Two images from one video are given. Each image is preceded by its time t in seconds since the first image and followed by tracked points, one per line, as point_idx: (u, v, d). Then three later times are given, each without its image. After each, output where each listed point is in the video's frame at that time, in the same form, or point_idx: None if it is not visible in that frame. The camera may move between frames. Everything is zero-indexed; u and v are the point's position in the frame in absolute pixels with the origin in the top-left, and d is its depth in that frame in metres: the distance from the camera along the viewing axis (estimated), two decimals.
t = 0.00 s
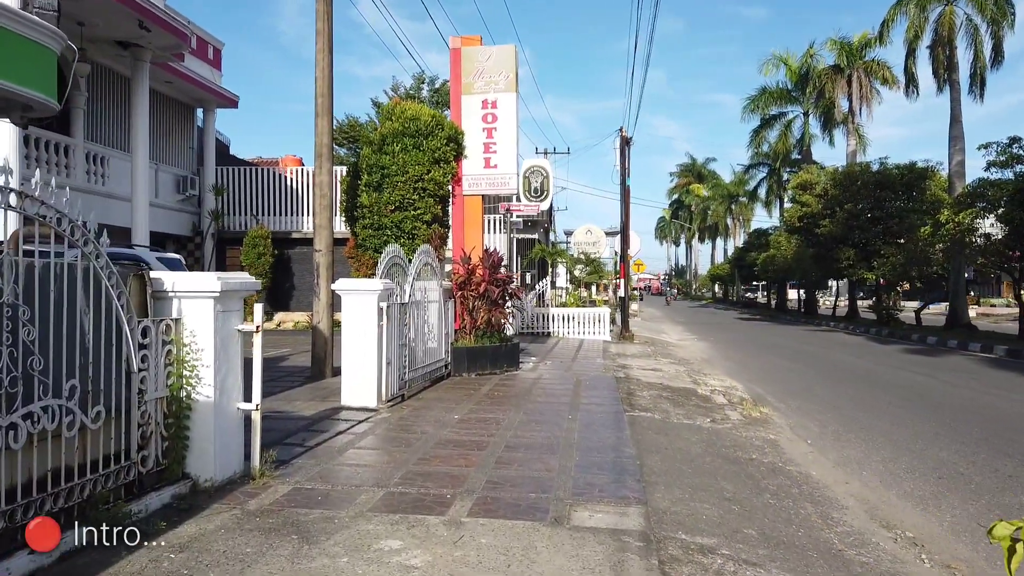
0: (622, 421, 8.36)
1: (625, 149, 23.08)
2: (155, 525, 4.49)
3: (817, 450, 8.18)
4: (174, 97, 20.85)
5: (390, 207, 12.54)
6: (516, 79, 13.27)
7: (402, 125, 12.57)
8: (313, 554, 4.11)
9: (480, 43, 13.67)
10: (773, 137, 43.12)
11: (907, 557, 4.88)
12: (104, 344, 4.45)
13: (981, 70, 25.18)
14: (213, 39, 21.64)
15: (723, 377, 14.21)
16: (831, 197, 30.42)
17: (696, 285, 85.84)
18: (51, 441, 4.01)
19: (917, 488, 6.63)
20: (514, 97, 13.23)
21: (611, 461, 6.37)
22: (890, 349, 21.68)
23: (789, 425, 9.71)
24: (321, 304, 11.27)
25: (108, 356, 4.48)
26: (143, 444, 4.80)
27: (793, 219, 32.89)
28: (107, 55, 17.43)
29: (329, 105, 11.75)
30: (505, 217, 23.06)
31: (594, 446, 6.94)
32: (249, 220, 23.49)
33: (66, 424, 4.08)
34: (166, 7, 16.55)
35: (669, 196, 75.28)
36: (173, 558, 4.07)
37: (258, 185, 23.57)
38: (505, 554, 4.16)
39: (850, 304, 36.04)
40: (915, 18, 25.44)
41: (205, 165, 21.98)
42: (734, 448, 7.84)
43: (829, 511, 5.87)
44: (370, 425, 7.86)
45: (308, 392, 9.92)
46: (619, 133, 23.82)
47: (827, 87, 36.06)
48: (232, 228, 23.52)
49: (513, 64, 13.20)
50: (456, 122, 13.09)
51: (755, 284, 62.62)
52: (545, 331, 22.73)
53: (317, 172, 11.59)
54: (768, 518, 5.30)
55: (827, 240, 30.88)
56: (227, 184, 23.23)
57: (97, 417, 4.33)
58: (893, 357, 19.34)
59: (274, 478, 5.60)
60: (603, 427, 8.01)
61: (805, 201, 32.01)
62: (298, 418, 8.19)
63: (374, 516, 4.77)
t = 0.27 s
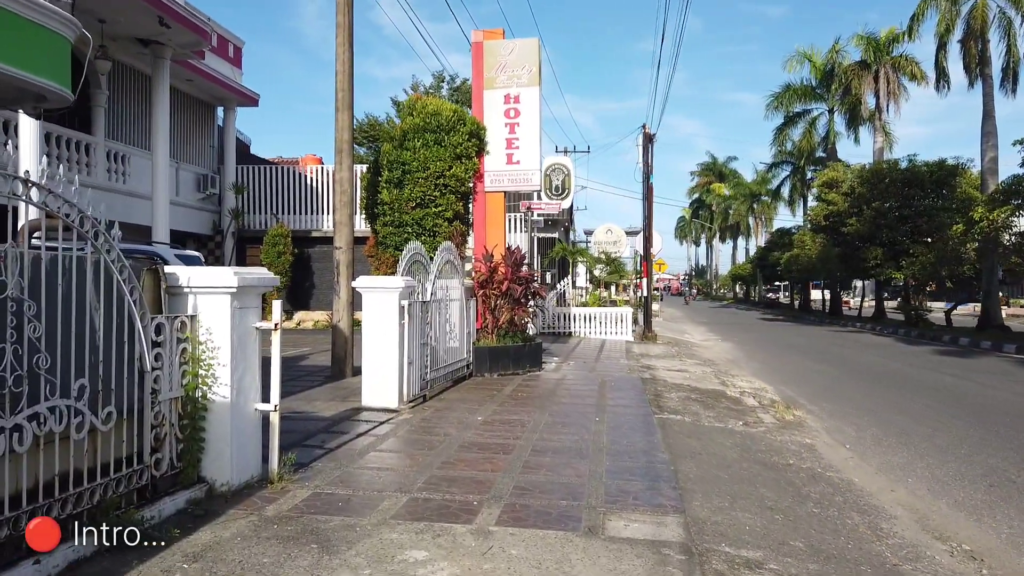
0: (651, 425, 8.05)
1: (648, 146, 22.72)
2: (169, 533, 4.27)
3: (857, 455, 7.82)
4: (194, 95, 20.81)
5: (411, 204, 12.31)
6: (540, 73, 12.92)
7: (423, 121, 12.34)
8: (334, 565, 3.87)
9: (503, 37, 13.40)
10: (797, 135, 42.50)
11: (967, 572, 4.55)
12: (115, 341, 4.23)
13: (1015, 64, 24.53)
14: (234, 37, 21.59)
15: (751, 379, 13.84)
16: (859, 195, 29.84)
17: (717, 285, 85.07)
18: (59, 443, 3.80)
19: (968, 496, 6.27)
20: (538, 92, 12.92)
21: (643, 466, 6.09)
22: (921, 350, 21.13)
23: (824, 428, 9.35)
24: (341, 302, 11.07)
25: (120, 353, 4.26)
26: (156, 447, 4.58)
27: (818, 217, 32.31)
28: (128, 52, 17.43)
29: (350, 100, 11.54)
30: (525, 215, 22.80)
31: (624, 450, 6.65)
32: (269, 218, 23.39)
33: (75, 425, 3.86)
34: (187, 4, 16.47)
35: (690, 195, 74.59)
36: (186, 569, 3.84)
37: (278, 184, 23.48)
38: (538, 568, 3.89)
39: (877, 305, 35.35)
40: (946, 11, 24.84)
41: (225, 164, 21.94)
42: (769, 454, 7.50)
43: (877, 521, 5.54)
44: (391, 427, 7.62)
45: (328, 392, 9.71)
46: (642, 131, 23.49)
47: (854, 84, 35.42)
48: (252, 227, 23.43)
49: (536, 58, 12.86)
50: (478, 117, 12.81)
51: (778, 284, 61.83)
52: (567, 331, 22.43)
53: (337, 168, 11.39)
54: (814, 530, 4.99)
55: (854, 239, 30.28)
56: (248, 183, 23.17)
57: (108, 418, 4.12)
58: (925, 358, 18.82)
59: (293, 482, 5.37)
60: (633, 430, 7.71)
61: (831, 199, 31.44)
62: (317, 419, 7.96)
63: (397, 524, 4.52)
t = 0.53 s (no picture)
0: (679, 434, 7.79)
1: (671, 146, 22.40)
2: (180, 551, 4.09)
3: (896, 467, 7.50)
4: (214, 96, 20.82)
5: (431, 206, 12.12)
6: (562, 71, 12.73)
7: (443, 121, 12.14)
8: None
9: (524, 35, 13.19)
10: (822, 134, 41.87)
11: None
12: (125, 350, 4.06)
13: None
14: (254, 38, 21.57)
15: (779, 384, 13.49)
16: (887, 195, 29.26)
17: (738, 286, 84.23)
18: (65, 458, 3.63)
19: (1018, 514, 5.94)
20: (560, 90, 12.71)
21: (674, 480, 5.83)
22: (952, 354, 20.61)
23: (858, 437, 9.02)
24: (360, 305, 10.89)
25: (130, 363, 4.09)
26: (168, 460, 4.40)
27: (845, 217, 31.74)
28: (149, 54, 17.48)
29: (369, 99, 11.35)
30: (546, 216, 22.56)
31: (653, 462, 6.39)
32: (289, 220, 23.33)
33: (82, 439, 3.69)
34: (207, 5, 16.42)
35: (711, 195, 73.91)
36: None
37: (298, 185, 23.41)
38: None
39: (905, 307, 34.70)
40: (978, 7, 24.24)
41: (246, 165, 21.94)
42: (803, 466, 7.20)
43: (924, 541, 5.23)
44: (411, 436, 7.41)
45: (347, 397, 9.53)
46: (665, 130, 23.18)
47: (881, 81, 34.79)
48: (272, 229, 23.39)
49: (559, 55, 12.67)
50: (499, 116, 12.63)
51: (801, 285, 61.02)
52: (588, 334, 22.15)
53: (357, 169, 11.21)
54: (858, 551, 4.71)
55: (881, 240, 29.71)
56: (268, 184, 23.13)
57: (118, 431, 3.95)
58: (958, 363, 18.32)
59: (310, 495, 5.17)
60: (661, 440, 7.45)
61: (858, 199, 30.86)
62: (336, 427, 7.77)
63: (419, 543, 4.30)
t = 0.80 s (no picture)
0: (692, 440, 7.54)
1: (682, 145, 22.12)
2: (168, 566, 3.89)
3: (918, 475, 7.22)
4: (221, 96, 20.77)
5: (437, 206, 11.94)
6: (571, 68, 12.50)
7: (450, 119, 11.94)
8: None
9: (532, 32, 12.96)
10: (834, 133, 41.47)
11: None
12: (110, 354, 3.86)
13: None
14: (261, 38, 21.46)
15: (793, 387, 13.22)
16: (901, 194, 28.88)
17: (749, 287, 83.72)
18: (45, 470, 3.43)
19: None
20: (569, 88, 12.49)
21: (687, 490, 5.59)
22: (969, 355, 20.26)
23: (877, 443, 8.75)
24: (366, 306, 10.71)
25: (114, 368, 3.89)
26: (158, 470, 4.20)
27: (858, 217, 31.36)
28: (155, 53, 17.40)
29: (375, 97, 11.14)
30: (556, 216, 22.34)
31: (665, 470, 6.16)
32: (296, 221, 23.16)
33: (64, 449, 3.49)
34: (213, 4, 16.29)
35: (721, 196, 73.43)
36: None
37: (305, 186, 23.25)
38: None
39: (919, 308, 34.26)
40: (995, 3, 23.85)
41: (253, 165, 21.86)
42: (822, 473, 6.94)
43: (952, 554, 4.97)
44: (415, 441, 7.20)
45: (351, 401, 9.34)
46: (676, 130, 22.91)
47: (895, 80, 34.39)
48: (279, 230, 23.23)
49: (568, 52, 12.43)
50: (506, 115, 12.38)
51: (813, 286, 60.53)
52: (598, 335, 21.91)
53: (362, 169, 11.01)
54: (884, 567, 4.46)
55: (896, 240, 29.31)
56: (275, 184, 23.01)
57: (102, 441, 3.75)
58: (976, 365, 17.97)
59: (308, 506, 4.96)
60: (673, 446, 7.21)
61: (872, 198, 30.48)
62: (338, 432, 7.57)
63: (419, 559, 4.08)
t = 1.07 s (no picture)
0: (703, 434, 7.23)
1: (690, 139, 21.79)
2: (140, 565, 3.62)
3: (939, 470, 6.91)
4: (224, 92, 20.55)
5: (440, 197, 11.61)
6: (576, 56, 12.24)
7: (453, 108, 11.67)
8: None
9: (537, 19, 12.70)
10: (844, 129, 41.01)
11: None
12: (79, 338, 3.60)
13: None
14: (264, 33, 21.26)
15: (805, 382, 12.90)
16: (912, 189, 28.44)
17: (757, 285, 83.15)
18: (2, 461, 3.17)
19: None
20: (574, 76, 12.22)
21: (698, 485, 5.29)
22: (983, 350, 19.87)
23: (894, 437, 8.43)
24: (367, 299, 10.45)
25: (84, 353, 3.63)
26: (132, 462, 3.93)
27: (868, 212, 30.92)
28: (155, 47, 17.21)
29: (375, 85, 10.85)
30: (561, 211, 22.04)
31: (674, 465, 5.85)
32: (299, 217, 22.88)
33: (23, 438, 3.23)
34: None
35: (728, 194, 72.91)
36: None
37: (308, 181, 22.98)
38: None
39: (931, 304, 33.77)
40: None
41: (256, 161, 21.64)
42: (839, 468, 6.62)
43: (982, 552, 4.66)
44: (414, 435, 6.91)
45: (350, 395, 9.08)
46: (683, 123, 22.57)
47: (905, 73, 33.92)
48: (283, 226, 22.94)
49: (573, 40, 12.18)
50: (510, 103, 12.15)
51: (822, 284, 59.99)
52: (605, 332, 21.60)
53: (362, 159, 10.73)
54: (911, 566, 4.16)
55: (907, 235, 28.88)
56: (278, 180, 22.77)
57: (68, 429, 3.49)
58: (992, 361, 17.58)
59: (296, 501, 4.69)
60: (683, 440, 6.92)
61: (883, 193, 30.02)
62: (334, 426, 7.29)
63: (412, 557, 3.80)
